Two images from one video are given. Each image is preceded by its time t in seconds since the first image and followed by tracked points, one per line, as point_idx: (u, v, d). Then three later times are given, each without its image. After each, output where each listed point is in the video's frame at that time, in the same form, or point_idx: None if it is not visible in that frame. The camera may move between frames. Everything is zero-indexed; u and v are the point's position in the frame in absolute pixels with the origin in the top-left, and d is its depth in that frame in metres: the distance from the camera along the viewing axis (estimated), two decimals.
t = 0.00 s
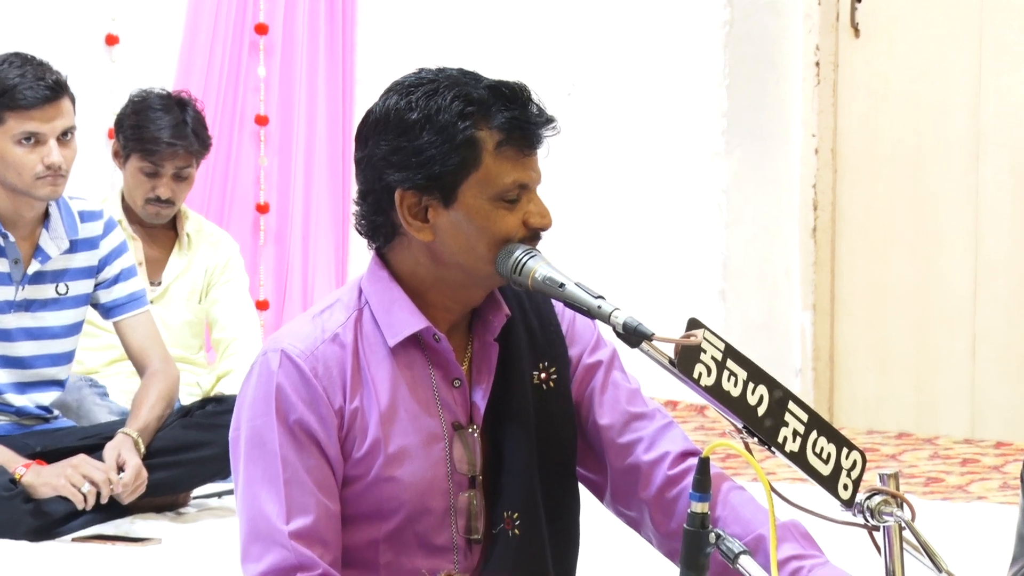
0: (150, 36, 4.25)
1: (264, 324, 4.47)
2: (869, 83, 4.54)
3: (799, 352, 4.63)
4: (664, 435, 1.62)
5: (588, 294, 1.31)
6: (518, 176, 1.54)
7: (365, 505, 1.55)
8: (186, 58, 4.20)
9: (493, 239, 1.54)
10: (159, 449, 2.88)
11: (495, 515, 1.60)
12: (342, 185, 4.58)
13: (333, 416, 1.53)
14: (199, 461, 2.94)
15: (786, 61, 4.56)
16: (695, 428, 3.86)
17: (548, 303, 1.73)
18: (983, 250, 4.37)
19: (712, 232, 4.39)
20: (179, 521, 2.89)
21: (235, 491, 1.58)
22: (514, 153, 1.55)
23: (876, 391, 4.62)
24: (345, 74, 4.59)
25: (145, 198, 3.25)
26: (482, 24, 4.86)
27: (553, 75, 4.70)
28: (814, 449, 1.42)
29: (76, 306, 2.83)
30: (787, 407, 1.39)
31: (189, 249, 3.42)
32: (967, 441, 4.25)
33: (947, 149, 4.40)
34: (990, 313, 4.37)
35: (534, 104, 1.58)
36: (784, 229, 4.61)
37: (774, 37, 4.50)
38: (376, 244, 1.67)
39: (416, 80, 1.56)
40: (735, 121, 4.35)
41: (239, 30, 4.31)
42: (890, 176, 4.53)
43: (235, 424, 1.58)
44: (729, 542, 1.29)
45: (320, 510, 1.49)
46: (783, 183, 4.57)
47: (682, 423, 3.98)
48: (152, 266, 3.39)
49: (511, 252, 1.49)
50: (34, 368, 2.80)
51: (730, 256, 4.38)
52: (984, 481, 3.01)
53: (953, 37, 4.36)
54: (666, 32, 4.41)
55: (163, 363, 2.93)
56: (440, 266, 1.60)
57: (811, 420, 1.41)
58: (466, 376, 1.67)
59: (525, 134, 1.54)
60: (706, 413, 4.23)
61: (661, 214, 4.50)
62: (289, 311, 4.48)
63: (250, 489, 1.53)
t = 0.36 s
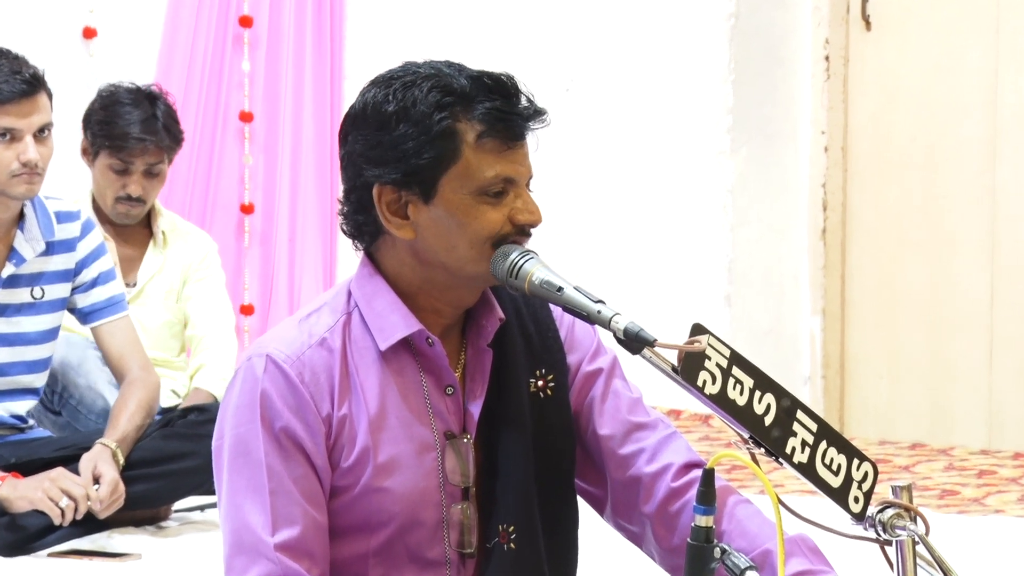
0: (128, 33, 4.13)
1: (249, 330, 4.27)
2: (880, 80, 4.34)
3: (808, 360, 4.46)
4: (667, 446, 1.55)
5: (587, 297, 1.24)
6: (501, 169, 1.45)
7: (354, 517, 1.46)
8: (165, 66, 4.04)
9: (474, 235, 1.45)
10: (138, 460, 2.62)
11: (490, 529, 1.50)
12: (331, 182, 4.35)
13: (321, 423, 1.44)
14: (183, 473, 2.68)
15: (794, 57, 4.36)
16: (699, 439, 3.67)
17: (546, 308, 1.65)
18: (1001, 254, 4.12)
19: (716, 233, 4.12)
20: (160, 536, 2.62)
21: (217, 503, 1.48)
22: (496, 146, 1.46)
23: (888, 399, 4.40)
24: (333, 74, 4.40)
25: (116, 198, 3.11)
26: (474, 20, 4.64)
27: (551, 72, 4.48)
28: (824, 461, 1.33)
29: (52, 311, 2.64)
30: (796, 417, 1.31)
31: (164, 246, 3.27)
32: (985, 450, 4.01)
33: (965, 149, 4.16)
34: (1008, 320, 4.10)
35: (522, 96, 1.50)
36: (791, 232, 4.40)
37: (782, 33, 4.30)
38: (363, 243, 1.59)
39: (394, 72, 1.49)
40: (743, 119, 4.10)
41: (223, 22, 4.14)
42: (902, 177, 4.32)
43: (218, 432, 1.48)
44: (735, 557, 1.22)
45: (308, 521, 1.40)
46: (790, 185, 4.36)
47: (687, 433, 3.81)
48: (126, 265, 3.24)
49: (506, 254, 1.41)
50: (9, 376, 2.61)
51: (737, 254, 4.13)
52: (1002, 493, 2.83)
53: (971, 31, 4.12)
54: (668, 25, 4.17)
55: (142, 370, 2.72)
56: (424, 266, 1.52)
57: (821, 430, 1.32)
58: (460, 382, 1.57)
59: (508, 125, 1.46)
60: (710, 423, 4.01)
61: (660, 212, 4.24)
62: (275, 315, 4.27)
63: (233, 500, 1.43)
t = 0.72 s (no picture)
0: (107, 28, 3.98)
1: (234, 335, 4.14)
2: (893, 73, 4.15)
3: (816, 366, 4.27)
4: (670, 457, 1.47)
5: (586, 301, 1.17)
6: (477, 157, 1.37)
7: (343, 529, 1.37)
8: (144, 65, 3.92)
9: (455, 230, 1.37)
10: (117, 472, 2.51)
11: (486, 543, 1.40)
12: (318, 180, 4.26)
13: (308, 431, 1.35)
14: (165, 485, 2.58)
15: (805, 51, 4.19)
16: (704, 449, 3.58)
17: (544, 313, 1.57)
18: (1020, 257, 3.88)
19: (722, 235, 3.97)
20: (140, 551, 2.53)
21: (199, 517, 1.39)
22: (471, 134, 1.38)
23: (901, 407, 4.19)
24: (320, 67, 4.28)
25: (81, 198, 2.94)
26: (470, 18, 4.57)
27: (548, 68, 4.39)
28: (834, 473, 1.26)
29: (29, 315, 2.46)
30: (805, 426, 1.23)
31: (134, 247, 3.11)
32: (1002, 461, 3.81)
33: (982, 145, 3.94)
34: None
35: (504, 84, 1.42)
36: (799, 233, 4.21)
37: (790, 28, 4.10)
38: (349, 246, 1.52)
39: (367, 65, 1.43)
40: (749, 115, 3.94)
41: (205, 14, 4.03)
42: (913, 174, 4.12)
43: (201, 441, 1.39)
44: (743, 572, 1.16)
45: (295, 534, 1.31)
46: (800, 183, 4.20)
47: (692, 443, 3.70)
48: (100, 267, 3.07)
49: (502, 256, 1.33)
50: None
51: (743, 256, 3.96)
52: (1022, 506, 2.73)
53: (988, 22, 3.91)
54: (674, 21, 4.02)
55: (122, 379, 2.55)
56: (409, 267, 1.44)
57: (830, 440, 1.25)
58: (453, 390, 1.49)
59: (484, 112, 1.38)
60: (716, 433, 3.89)
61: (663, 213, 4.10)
62: (261, 320, 4.15)
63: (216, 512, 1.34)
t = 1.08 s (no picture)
0: (99, 32, 3.95)
1: (227, 343, 4.10)
2: (897, 77, 4.09)
3: (819, 376, 4.21)
4: (672, 466, 1.44)
5: (586, 310, 1.15)
6: (399, 201, 1.30)
7: (335, 537, 1.33)
8: (135, 64, 3.88)
9: (383, 267, 1.34)
10: (108, 483, 2.49)
11: (480, 552, 1.38)
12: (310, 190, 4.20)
13: (299, 437, 1.32)
14: (156, 495, 2.56)
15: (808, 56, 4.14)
16: (705, 460, 3.55)
17: (541, 321, 1.54)
18: None
19: (723, 241, 3.94)
20: (131, 563, 2.50)
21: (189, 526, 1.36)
22: (394, 177, 1.30)
23: (905, 416, 4.14)
24: (314, 68, 4.23)
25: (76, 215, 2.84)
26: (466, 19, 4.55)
27: (545, 73, 4.32)
28: (837, 483, 1.22)
29: (18, 324, 2.37)
30: (808, 435, 1.20)
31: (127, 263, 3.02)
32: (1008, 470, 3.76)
33: (988, 150, 3.90)
34: None
35: (448, 119, 1.30)
36: (801, 239, 4.15)
37: (795, 28, 4.06)
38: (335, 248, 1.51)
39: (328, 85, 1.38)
40: (750, 119, 3.90)
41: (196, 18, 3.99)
42: (919, 178, 4.07)
43: (192, 447, 1.36)
44: None
45: (288, 539, 1.28)
46: (803, 189, 4.15)
47: (692, 453, 3.66)
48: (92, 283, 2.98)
49: (502, 261, 1.30)
50: None
51: (746, 262, 3.93)
52: None
53: (996, 27, 3.87)
54: (672, 22, 3.98)
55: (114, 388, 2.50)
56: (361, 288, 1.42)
57: (833, 450, 1.22)
58: (447, 399, 1.45)
59: (407, 157, 1.28)
60: (717, 443, 3.85)
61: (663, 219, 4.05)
62: (254, 326, 4.12)
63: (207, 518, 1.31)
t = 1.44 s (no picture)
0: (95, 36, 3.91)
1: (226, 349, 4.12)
2: (896, 82, 4.09)
3: (818, 382, 4.22)
4: (671, 471, 1.44)
5: (584, 315, 1.15)
6: (389, 214, 1.30)
7: (332, 545, 1.34)
8: (133, 67, 3.88)
9: (375, 277, 1.34)
10: (108, 488, 2.49)
11: (479, 559, 1.38)
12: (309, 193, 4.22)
13: (297, 444, 1.32)
14: (156, 501, 2.56)
15: (807, 61, 4.14)
16: (703, 464, 3.54)
17: (538, 326, 1.54)
18: None
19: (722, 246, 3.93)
20: (130, 568, 2.48)
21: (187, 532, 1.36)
22: (382, 189, 1.30)
23: (905, 421, 4.12)
24: (314, 72, 4.26)
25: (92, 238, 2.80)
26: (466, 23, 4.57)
27: (545, 77, 4.36)
28: (836, 489, 1.22)
29: (15, 329, 2.38)
30: (806, 441, 1.20)
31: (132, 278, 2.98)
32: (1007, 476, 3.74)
33: (988, 154, 3.88)
34: None
35: (436, 133, 1.30)
36: (800, 244, 4.14)
37: (794, 33, 4.06)
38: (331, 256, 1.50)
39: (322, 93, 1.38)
40: (749, 124, 3.89)
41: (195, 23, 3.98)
42: (920, 182, 4.05)
43: (189, 455, 1.36)
44: None
45: (286, 548, 1.27)
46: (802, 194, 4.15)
47: (691, 459, 3.65)
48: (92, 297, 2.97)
49: (502, 265, 1.30)
50: None
51: (745, 267, 3.92)
52: None
53: (997, 31, 3.84)
54: (672, 25, 3.96)
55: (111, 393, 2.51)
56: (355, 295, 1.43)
57: (832, 455, 1.22)
58: (445, 405, 1.45)
59: (394, 173, 1.28)
60: (716, 448, 3.85)
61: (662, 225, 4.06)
62: (253, 331, 4.14)
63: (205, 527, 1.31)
